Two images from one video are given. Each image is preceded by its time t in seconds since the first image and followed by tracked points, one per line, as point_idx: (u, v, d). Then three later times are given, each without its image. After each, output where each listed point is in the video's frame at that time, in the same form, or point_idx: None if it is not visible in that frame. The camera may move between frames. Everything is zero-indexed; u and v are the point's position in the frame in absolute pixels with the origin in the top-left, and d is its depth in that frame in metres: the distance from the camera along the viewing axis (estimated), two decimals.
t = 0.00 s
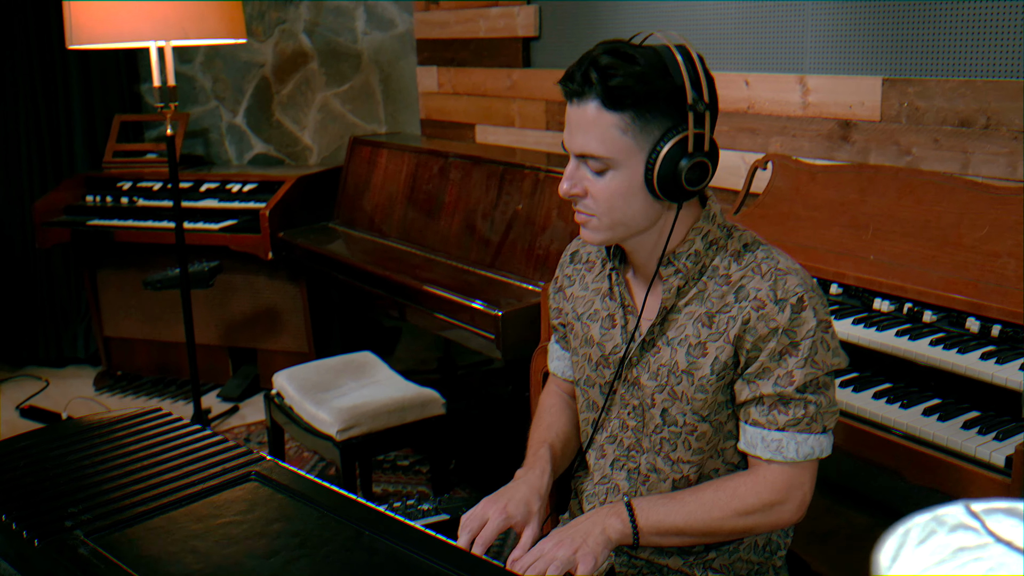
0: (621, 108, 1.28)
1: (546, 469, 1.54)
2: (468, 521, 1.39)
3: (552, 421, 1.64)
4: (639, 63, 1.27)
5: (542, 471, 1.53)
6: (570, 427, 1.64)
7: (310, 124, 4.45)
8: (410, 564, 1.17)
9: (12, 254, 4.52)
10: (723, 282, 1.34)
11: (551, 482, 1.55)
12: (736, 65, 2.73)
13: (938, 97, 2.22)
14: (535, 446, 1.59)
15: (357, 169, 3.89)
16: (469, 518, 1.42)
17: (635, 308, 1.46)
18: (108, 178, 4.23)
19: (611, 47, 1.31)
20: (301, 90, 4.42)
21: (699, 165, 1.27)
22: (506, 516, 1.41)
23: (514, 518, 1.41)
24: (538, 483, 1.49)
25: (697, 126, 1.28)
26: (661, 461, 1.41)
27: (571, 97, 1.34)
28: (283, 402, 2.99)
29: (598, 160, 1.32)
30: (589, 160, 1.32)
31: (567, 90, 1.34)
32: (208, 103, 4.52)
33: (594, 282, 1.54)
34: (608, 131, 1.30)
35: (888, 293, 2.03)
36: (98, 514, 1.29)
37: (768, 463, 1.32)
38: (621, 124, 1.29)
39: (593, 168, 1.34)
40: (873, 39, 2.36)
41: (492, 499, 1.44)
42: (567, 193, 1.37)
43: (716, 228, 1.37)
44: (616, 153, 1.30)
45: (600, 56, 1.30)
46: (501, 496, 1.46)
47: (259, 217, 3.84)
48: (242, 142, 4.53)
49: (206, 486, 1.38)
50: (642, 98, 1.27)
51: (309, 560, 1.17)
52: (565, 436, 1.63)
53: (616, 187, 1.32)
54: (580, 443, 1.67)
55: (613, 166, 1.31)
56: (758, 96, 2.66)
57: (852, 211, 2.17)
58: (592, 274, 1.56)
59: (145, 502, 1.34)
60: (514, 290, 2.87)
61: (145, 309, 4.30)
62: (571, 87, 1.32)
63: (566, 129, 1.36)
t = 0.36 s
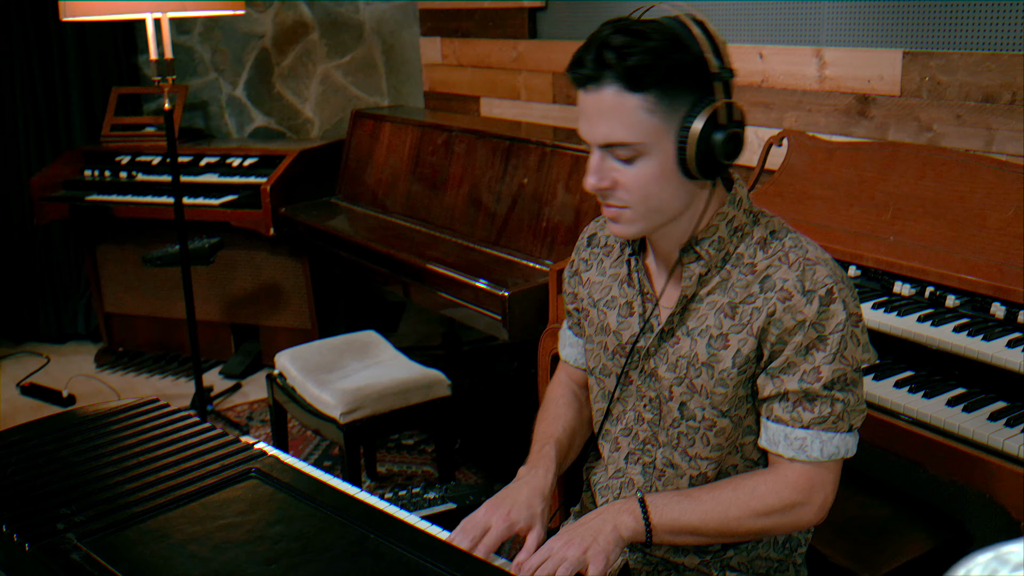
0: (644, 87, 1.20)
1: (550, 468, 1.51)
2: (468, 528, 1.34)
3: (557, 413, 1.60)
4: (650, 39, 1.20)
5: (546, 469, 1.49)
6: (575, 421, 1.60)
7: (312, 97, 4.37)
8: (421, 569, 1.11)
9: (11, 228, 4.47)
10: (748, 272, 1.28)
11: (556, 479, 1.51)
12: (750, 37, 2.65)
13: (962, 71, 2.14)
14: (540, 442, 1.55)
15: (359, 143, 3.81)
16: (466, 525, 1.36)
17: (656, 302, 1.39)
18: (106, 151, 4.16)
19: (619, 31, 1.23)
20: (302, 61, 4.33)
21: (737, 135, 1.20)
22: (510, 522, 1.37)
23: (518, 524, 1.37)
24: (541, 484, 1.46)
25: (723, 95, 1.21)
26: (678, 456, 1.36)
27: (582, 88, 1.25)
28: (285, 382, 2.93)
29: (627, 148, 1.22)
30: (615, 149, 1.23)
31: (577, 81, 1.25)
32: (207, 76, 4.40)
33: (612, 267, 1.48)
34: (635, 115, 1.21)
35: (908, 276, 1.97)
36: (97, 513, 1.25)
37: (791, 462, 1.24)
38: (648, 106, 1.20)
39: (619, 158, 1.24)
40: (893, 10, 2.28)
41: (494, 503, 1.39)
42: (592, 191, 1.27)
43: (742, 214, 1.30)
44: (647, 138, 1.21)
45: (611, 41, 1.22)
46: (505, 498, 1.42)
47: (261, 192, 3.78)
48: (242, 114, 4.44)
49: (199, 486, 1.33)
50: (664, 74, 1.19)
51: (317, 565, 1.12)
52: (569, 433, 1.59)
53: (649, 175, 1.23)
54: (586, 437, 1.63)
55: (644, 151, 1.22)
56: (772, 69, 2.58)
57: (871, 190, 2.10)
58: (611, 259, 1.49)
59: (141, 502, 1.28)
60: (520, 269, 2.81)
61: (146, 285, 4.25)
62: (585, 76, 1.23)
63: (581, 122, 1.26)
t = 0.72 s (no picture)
0: (739, 98, 1.15)
1: (563, 446, 1.45)
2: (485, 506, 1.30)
3: (560, 389, 1.53)
4: (745, 43, 1.14)
5: (559, 447, 1.44)
6: (580, 396, 1.54)
7: (313, 65, 4.32)
8: (434, 569, 1.08)
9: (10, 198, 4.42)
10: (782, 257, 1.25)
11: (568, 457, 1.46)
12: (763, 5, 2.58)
13: (983, 42, 2.08)
14: (547, 420, 1.49)
15: (362, 113, 3.75)
16: (483, 501, 1.32)
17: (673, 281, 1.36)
18: (105, 121, 4.10)
19: (708, 25, 1.16)
20: (303, 29, 4.27)
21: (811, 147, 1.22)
22: (527, 502, 1.33)
23: (535, 503, 1.33)
24: (555, 461, 1.41)
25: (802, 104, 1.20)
26: (701, 445, 1.33)
27: (664, 85, 1.18)
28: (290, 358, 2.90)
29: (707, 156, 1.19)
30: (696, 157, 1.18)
31: (658, 77, 1.18)
32: (207, 44, 4.32)
33: (619, 252, 1.42)
34: (725, 126, 1.16)
35: (927, 254, 1.91)
36: (106, 501, 1.23)
37: (812, 445, 1.20)
38: (739, 117, 1.16)
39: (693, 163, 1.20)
40: None
41: (507, 483, 1.36)
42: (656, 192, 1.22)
43: (771, 200, 1.29)
44: (730, 149, 1.18)
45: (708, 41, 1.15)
46: (515, 477, 1.38)
47: (262, 162, 3.73)
48: (243, 83, 4.36)
49: (202, 476, 1.29)
50: (759, 84, 1.15)
51: (325, 560, 1.09)
52: (576, 407, 1.53)
53: (722, 183, 1.21)
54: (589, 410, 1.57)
55: (725, 161, 1.19)
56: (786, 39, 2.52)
57: (888, 164, 2.05)
58: (616, 243, 1.43)
59: (149, 490, 1.26)
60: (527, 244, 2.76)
61: (147, 256, 4.21)
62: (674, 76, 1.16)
63: (657, 123, 1.19)
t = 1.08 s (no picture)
0: (686, 75, 1.12)
1: (588, 444, 1.46)
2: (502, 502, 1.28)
3: (589, 385, 1.55)
4: (694, 17, 1.11)
5: (584, 447, 1.45)
6: (609, 391, 1.55)
7: (314, 33, 4.26)
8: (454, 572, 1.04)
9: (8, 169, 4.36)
10: (809, 248, 1.25)
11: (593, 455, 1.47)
12: None
13: (1007, 12, 2.01)
14: (574, 417, 1.50)
15: (364, 82, 3.68)
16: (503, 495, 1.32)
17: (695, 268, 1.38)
18: (103, 90, 4.03)
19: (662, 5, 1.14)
20: None
21: (787, 124, 1.14)
22: (548, 499, 1.33)
23: (555, 501, 1.33)
24: (579, 459, 1.42)
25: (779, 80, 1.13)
26: (722, 439, 1.34)
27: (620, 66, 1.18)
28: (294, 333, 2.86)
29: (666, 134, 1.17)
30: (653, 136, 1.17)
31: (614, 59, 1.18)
32: (205, 10, 4.19)
33: (647, 239, 1.45)
34: (675, 104, 1.14)
35: (948, 233, 1.87)
36: (116, 494, 1.20)
37: (841, 445, 1.23)
38: (690, 94, 1.13)
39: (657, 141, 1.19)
40: None
41: (529, 479, 1.35)
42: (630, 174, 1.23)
43: (801, 187, 1.28)
44: (687, 126, 1.15)
45: (655, 20, 1.14)
46: (539, 475, 1.37)
47: (263, 132, 3.67)
48: (243, 50, 4.27)
49: (212, 469, 1.26)
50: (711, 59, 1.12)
51: (335, 561, 1.06)
52: (605, 399, 1.54)
53: (689, 162, 1.18)
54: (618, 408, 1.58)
55: (684, 138, 1.16)
56: (803, 8, 2.47)
57: (908, 138, 2.00)
58: (644, 230, 1.46)
59: (158, 482, 1.23)
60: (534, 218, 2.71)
61: (147, 227, 4.16)
62: (622, 57, 1.16)
63: (621, 105, 1.20)
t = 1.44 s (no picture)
0: (637, 44, 1.13)
1: (602, 433, 1.44)
2: (512, 493, 1.26)
3: (607, 371, 1.53)
4: None
5: (597, 436, 1.42)
6: (628, 377, 1.53)
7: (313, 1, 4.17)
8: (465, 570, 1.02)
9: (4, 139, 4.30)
10: (821, 239, 1.21)
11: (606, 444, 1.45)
12: None
13: None
14: (590, 404, 1.49)
15: (365, 52, 3.62)
16: (511, 488, 1.28)
17: (712, 261, 1.34)
18: (98, 59, 3.96)
19: None
20: None
21: (738, 85, 1.09)
22: (559, 489, 1.30)
23: (565, 491, 1.30)
24: (592, 451, 1.39)
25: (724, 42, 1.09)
26: (733, 431, 1.32)
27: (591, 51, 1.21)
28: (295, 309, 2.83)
29: (633, 110, 1.18)
30: (623, 113, 1.19)
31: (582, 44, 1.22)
32: None
33: (663, 222, 1.42)
34: (633, 77, 1.15)
35: (964, 210, 1.83)
36: (120, 486, 1.17)
37: (863, 445, 1.19)
38: (645, 64, 1.14)
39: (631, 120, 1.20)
40: None
41: (540, 469, 1.33)
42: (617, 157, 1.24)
43: (814, 173, 1.24)
44: (650, 97, 1.16)
45: None
46: (551, 463, 1.35)
47: (262, 103, 3.61)
48: (240, 18, 4.21)
49: (216, 461, 1.24)
50: (654, 26, 1.12)
51: (345, 561, 1.03)
52: (620, 387, 1.52)
53: (661, 134, 1.18)
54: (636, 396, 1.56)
55: (649, 110, 1.17)
56: None
57: (923, 113, 1.96)
58: (662, 213, 1.43)
59: (163, 474, 1.20)
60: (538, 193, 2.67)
61: (145, 198, 4.12)
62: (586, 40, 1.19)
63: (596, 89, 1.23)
